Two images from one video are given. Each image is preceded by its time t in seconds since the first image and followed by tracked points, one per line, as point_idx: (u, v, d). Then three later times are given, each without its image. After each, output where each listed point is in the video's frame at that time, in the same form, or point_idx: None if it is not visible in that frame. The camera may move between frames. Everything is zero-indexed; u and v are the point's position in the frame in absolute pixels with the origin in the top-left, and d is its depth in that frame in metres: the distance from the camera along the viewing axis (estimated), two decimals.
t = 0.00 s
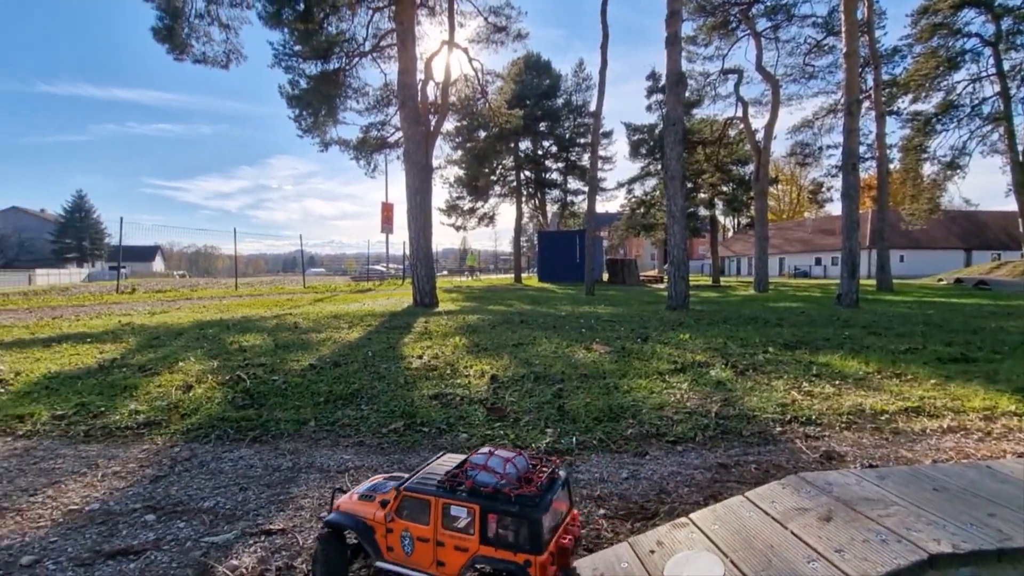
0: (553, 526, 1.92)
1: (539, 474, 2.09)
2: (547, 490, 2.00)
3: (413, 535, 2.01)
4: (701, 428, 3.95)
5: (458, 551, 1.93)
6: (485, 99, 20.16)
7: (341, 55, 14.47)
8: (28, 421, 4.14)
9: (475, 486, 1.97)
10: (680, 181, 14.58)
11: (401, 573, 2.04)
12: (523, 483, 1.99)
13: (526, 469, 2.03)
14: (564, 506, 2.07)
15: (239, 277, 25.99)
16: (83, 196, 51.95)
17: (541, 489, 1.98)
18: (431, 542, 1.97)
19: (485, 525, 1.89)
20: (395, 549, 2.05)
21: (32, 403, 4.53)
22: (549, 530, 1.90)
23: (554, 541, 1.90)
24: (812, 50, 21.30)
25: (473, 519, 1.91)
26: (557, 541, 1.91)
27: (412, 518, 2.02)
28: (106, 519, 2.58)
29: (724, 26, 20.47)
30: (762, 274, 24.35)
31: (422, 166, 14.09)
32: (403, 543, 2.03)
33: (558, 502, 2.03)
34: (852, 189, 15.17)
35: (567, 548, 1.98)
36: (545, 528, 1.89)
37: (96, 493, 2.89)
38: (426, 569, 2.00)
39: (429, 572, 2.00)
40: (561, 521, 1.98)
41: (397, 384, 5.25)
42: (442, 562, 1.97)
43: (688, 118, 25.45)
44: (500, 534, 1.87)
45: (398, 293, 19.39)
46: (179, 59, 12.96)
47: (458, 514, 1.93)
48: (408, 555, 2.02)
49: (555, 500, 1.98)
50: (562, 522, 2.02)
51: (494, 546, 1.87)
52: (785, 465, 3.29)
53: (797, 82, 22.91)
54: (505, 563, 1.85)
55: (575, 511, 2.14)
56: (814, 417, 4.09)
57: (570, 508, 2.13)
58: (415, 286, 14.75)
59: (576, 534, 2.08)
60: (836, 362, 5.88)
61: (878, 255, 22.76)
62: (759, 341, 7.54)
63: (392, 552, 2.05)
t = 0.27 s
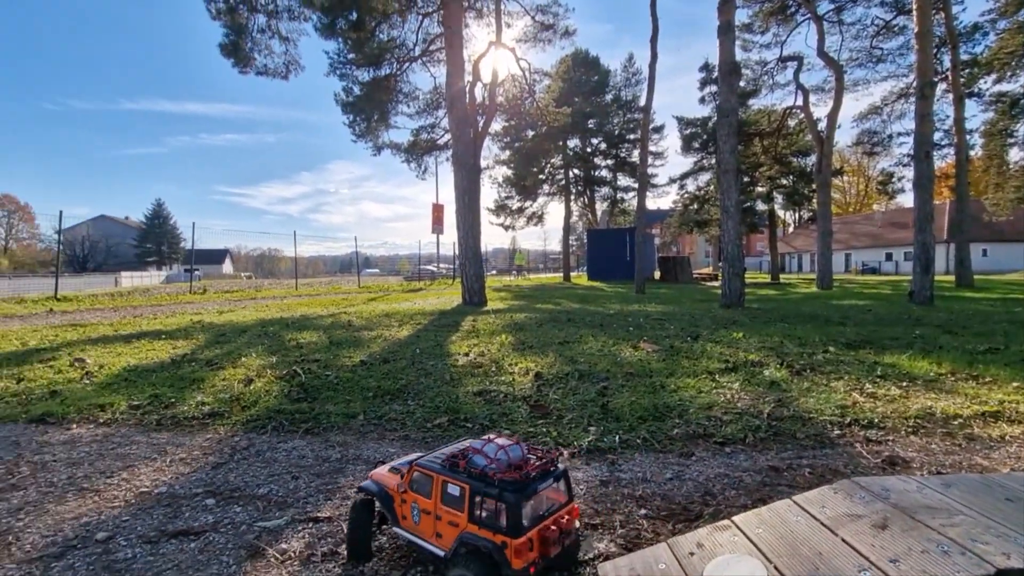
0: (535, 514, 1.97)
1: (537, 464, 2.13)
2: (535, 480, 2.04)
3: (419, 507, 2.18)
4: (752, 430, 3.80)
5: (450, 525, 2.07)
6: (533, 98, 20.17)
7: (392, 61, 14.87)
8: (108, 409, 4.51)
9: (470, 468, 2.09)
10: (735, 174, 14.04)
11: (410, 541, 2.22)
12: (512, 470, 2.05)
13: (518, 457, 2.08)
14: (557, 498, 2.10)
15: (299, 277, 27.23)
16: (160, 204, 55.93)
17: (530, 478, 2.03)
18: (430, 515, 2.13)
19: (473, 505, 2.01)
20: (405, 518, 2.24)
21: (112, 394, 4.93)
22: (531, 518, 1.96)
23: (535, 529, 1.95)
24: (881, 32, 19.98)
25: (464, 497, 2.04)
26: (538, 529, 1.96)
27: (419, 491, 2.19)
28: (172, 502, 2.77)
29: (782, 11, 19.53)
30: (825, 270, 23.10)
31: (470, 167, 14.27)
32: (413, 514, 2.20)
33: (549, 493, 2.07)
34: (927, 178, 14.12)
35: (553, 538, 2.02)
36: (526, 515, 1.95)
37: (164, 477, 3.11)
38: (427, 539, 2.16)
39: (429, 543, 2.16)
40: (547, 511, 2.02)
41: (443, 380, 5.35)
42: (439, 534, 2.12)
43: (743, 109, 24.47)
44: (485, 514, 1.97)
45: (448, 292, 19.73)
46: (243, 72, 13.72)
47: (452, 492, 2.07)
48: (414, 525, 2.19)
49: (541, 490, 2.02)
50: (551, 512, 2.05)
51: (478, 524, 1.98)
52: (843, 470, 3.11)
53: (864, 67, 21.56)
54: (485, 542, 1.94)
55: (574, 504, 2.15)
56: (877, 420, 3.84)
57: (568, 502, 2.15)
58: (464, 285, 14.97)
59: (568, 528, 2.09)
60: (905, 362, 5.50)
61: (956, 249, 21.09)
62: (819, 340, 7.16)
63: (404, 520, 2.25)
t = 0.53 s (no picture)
0: (498, 478, 2.02)
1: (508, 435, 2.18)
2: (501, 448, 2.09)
3: (409, 469, 2.30)
4: (760, 415, 3.81)
5: (428, 486, 2.17)
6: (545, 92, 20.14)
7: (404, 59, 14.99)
8: (136, 403, 4.71)
9: (447, 435, 2.19)
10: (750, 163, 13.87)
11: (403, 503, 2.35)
12: (482, 437, 2.13)
13: (489, 427, 2.15)
14: (526, 467, 2.12)
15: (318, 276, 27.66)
16: (184, 209, 57.26)
17: (496, 446, 2.08)
18: (415, 477, 2.26)
19: (446, 467, 2.10)
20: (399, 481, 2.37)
21: (140, 389, 5.14)
22: (493, 480, 2.01)
23: (498, 493, 1.99)
24: (902, 11, 19.45)
25: (440, 460, 2.13)
26: (500, 493, 2.01)
27: (410, 455, 2.33)
28: (194, 487, 2.91)
29: None
30: (847, 258, 22.66)
31: (483, 162, 14.35)
32: (405, 477, 2.33)
33: (518, 462, 2.10)
34: (950, 161, 13.77)
35: (515, 505, 2.03)
36: (488, 479, 2.00)
37: (188, 464, 3.27)
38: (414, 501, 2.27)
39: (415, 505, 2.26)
40: (512, 478, 2.06)
41: (455, 372, 5.45)
42: (422, 496, 2.22)
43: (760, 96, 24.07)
44: (453, 476, 2.06)
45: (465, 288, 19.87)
46: (259, 75, 13.98)
47: (430, 456, 2.17)
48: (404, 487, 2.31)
49: (505, 457, 2.06)
50: (518, 479, 2.08)
51: (447, 485, 2.07)
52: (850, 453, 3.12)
53: (885, 48, 21.03)
54: (451, 502, 2.02)
55: (546, 477, 2.15)
56: (888, 404, 3.82)
57: (540, 474, 2.15)
58: (480, 281, 15.09)
59: (538, 498, 2.09)
60: (921, 347, 5.43)
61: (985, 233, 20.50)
62: (835, 327, 7.08)
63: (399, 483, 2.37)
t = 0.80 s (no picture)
0: (447, 465, 2.21)
1: (465, 427, 2.35)
2: (451, 439, 2.27)
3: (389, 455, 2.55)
4: (749, 414, 3.84)
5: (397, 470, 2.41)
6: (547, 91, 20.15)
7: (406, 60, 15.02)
8: (137, 406, 4.80)
9: (415, 424, 2.42)
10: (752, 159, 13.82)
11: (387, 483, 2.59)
12: (437, 428, 2.32)
13: (446, 419, 2.34)
14: (476, 457, 2.28)
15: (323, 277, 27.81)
16: (191, 210, 57.57)
17: (449, 436, 2.28)
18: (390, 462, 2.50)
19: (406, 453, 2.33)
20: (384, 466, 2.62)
21: (142, 391, 5.24)
22: (442, 466, 2.20)
23: (443, 478, 2.18)
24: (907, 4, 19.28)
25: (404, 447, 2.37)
26: (446, 477, 2.19)
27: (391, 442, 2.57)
28: (189, 487, 2.98)
29: None
30: (853, 253, 22.52)
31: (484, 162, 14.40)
32: (388, 462, 2.58)
33: (469, 452, 2.27)
34: (954, 155, 13.67)
35: (461, 489, 2.21)
36: (437, 464, 2.20)
37: (184, 465, 3.35)
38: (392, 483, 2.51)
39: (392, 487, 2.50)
40: (461, 466, 2.23)
41: (451, 372, 5.52)
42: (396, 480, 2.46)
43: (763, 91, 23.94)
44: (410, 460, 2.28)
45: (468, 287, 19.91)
46: (260, 77, 14.07)
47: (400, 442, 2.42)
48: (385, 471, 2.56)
49: (454, 447, 2.24)
50: (468, 466, 2.25)
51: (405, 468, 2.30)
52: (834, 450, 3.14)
53: (890, 42, 20.86)
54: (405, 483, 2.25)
55: (498, 466, 2.30)
56: (877, 402, 3.84)
57: (493, 463, 2.30)
58: (482, 280, 15.16)
59: (485, 485, 2.26)
60: (916, 344, 5.43)
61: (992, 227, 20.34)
62: (833, 324, 7.08)
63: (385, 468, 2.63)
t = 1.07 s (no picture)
0: (419, 453, 2.44)
1: (440, 422, 2.60)
2: (424, 432, 2.51)
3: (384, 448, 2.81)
4: (738, 416, 3.91)
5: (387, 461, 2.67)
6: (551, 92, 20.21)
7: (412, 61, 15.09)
8: (143, 406, 4.94)
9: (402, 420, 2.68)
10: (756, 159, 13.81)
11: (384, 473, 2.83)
12: (415, 422, 2.59)
13: (423, 414, 2.61)
14: (446, 448, 2.48)
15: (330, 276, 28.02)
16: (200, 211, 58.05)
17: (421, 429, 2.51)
18: (379, 454, 2.76)
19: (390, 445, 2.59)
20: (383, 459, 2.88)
21: (148, 391, 5.38)
22: (413, 454, 2.43)
23: (413, 464, 2.40)
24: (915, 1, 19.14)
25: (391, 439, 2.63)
26: (415, 464, 2.40)
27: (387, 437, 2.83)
28: (191, 485, 3.11)
29: None
30: (860, 252, 22.37)
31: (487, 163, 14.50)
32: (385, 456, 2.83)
33: (440, 443, 2.49)
34: (960, 155, 13.59)
35: (429, 476, 2.41)
36: (408, 452, 2.44)
37: (187, 464, 3.47)
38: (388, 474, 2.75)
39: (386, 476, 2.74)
40: (429, 455, 2.44)
41: (449, 373, 5.62)
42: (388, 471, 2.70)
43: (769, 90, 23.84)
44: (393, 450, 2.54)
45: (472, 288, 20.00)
46: (267, 80, 14.26)
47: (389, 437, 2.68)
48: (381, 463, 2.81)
49: (425, 438, 2.47)
50: (438, 456, 2.45)
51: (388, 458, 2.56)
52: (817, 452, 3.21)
53: (898, 39, 20.71)
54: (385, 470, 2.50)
55: (467, 458, 2.47)
56: (865, 404, 3.89)
57: (463, 455, 2.48)
58: (485, 280, 15.26)
59: (453, 474, 2.44)
60: (910, 346, 5.47)
61: (1001, 227, 20.16)
62: (831, 326, 7.11)
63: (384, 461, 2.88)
